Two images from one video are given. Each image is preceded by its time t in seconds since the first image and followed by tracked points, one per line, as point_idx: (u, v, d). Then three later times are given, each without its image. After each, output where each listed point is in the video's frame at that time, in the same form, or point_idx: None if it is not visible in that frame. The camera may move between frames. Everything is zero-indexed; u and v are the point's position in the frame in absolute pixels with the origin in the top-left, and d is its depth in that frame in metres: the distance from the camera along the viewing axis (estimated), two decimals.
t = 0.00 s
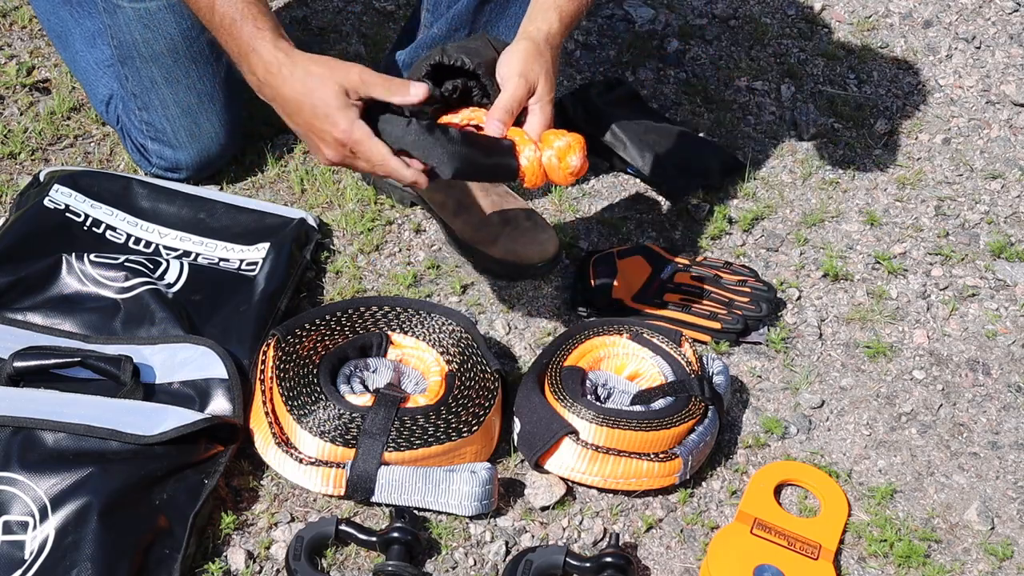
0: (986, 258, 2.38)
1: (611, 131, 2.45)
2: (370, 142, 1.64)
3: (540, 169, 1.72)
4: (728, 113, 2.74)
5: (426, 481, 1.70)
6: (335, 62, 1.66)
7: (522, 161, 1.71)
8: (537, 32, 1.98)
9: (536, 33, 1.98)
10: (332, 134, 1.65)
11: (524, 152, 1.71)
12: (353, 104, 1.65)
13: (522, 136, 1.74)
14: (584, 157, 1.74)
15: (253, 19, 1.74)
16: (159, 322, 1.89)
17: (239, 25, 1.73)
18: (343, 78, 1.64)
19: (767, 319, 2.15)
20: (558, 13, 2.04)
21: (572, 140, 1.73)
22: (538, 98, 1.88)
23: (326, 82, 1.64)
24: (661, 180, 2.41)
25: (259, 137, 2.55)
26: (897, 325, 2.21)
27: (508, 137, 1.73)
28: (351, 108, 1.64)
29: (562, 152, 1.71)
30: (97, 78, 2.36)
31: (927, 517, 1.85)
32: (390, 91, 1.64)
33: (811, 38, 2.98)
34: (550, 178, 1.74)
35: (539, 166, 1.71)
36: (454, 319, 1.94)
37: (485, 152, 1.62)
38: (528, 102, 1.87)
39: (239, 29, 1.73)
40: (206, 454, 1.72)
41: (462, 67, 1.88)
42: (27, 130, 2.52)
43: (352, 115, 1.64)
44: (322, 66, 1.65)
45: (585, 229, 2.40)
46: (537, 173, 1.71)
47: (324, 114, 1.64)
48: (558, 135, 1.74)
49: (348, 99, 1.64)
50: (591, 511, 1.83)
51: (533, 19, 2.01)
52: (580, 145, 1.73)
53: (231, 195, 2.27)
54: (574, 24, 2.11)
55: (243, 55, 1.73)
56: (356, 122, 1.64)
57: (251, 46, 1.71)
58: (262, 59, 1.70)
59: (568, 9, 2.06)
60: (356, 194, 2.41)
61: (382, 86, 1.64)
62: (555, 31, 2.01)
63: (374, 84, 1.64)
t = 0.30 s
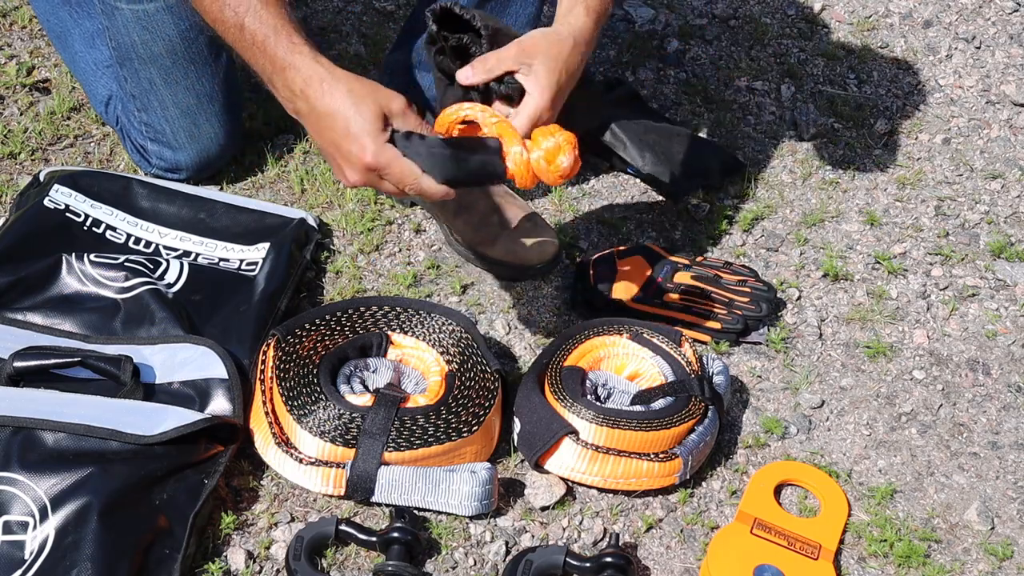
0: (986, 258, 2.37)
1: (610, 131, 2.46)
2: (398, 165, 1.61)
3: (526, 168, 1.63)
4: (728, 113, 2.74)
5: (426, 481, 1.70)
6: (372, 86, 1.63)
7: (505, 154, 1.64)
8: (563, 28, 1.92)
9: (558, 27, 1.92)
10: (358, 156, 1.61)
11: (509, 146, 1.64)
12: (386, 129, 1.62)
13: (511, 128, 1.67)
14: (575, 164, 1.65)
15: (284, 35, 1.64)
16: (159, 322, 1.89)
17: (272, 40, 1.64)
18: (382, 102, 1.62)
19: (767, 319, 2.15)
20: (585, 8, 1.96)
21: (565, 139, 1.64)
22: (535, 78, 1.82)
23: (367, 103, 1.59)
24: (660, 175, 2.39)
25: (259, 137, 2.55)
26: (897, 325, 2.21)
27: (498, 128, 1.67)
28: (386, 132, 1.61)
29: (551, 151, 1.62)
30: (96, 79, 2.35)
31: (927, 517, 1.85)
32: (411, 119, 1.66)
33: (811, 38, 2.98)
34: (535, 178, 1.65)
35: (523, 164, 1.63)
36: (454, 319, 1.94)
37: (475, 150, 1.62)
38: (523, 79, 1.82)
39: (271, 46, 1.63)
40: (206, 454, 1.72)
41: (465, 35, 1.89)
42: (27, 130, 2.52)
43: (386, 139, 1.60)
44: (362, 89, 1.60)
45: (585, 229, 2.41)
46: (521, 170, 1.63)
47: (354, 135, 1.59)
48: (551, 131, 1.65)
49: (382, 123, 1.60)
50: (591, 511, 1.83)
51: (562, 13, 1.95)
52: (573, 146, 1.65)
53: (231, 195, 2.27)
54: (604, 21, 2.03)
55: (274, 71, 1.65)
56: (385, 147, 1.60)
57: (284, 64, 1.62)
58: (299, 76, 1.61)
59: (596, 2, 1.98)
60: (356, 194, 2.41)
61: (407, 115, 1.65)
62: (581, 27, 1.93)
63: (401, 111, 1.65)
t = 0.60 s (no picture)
0: (986, 258, 2.37)
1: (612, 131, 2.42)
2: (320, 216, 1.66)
3: (424, 212, 1.48)
4: (728, 113, 2.74)
5: (426, 481, 1.70)
6: (303, 132, 1.66)
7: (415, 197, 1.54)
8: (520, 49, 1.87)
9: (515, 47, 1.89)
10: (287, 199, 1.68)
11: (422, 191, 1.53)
12: (308, 178, 1.65)
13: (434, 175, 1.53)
14: (480, 232, 1.46)
15: (241, 70, 1.76)
16: (159, 322, 1.89)
17: (224, 76, 1.76)
18: (303, 152, 1.63)
19: (767, 319, 2.14)
20: (547, 36, 1.90)
21: (477, 205, 1.44)
22: (472, 90, 1.85)
23: (289, 151, 1.64)
24: (655, 172, 2.40)
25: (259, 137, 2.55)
26: (897, 325, 2.21)
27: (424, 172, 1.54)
28: (306, 181, 1.65)
29: (448, 222, 1.46)
30: (96, 79, 2.35)
31: (927, 517, 1.85)
32: (336, 164, 1.62)
33: (811, 38, 2.98)
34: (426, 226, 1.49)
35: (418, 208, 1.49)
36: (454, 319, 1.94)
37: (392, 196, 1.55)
38: (466, 90, 1.87)
39: (226, 83, 1.75)
40: (206, 454, 1.72)
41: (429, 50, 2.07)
42: (27, 130, 2.52)
43: (307, 187, 1.65)
44: (288, 138, 1.66)
45: (584, 229, 2.40)
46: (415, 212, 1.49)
47: (280, 181, 1.67)
48: (469, 187, 1.47)
49: (303, 172, 1.64)
50: (591, 511, 1.83)
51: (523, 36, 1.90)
52: (483, 220, 1.45)
53: (231, 195, 2.27)
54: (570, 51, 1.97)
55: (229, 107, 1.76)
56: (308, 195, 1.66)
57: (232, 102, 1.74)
58: (245, 116, 1.72)
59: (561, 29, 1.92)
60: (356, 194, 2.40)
61: (332, 162, 1.62)
62: (536, 53, 1.87)
63: (328, 156, 1.62)
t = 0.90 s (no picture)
0: (986, 258, 2.37)
1: (610, 132, 2.46)
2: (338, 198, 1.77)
3: (403, 216, 1.60)
4: (728, 113, 2.74)
5: (426, 481, 1.70)
6: (327, 113, 1.75)
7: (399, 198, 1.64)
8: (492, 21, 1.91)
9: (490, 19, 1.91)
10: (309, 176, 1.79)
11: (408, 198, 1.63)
12: (326, 158, 1.75)
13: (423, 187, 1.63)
14: (442, 254, 1.58)
15: (278, 50, 1.84)
16: (159, 322, 1.89)
17: (262, 57, 1.84)
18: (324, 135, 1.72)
19: (767, 319, 2.14)
20: (520, 7, 1.96)
21: (443, 231, 1.56)
22: (470, 75, 1.79)
23: (312, 132, 1.75)
24: (653, 172, 2.41)
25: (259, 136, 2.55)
26: (897, 325, 2.21)
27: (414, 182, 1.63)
28: (326, 163, 1.75)
29: (417, 238, 1.58)
30: (96, 79, 2.35)
31: (927, 517, 1.85)
32: (348, 149, 1.70)
33: (811, 38, 2.98)
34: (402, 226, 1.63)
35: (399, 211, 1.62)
36: (454, 319, 1.94)
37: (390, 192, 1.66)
38: (457, 75, 1.79)
39: (263, 63, 1.84)
40: (206, 454, 1.72)
41: (420, 41, 1.82)
42: (27, 130, 2.52)
43: (326, 167, 1.75)
44: (313, 120, 1.75)
45: (584, 229, 2.40)
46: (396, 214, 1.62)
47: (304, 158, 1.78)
48: (444, 209, 1.58)
49: (322, 154, 1.74)
50: (591, 511, 1.83)
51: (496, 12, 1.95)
52: (447, 244, 1.57)
53: (231, 195, 2.27)
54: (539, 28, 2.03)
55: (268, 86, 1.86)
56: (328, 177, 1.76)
57: (268, 81, 1.84)
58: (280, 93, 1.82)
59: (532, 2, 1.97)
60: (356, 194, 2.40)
61: (347, 148, 1.70)
62: (510, 23, 1.92)
63: (343, 141, 1.70)
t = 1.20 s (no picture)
0: (986, 258, 2.37)
1: (610, 131, 2.46)
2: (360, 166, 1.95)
3: (439, 229, 1.71)
4: (728, 113, 2.74)
5: (426, 481, 1.70)
6: (344, 85, 1.87)
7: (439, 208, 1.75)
8: (517, 32, 2.07)
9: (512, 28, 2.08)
10: (337, 144, 1.96)
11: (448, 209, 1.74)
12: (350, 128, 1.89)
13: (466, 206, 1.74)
14: (472, 279, 1.66)
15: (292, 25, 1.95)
16: (159, 322, 1.89)
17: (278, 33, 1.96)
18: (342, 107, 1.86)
19: (767, 319, 2.14)
20: (540, 19, 2.12)
21: (479, 258, 1.64)
22: (512, 92, 1.95)
23: (332, 103, 1.88)
24: (651, 171, 2.40)
25: (259, 136, 2.55)
26: (897, 325, 2.21)
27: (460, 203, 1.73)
28: (350, 133, 1.91)
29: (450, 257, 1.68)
30: (96, 79, 2.35)
31: (927, 517, 1.85)
32: (369, 119, 1.83)
33: (811, 38, 2.98)
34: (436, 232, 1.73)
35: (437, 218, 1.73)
36: (454, 319, 1.94)
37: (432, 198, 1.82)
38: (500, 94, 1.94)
39: (279, 40, 1.96)
40: (206, 454, 1.72)
41: (458, 60, 1.90)
42: (27, 130, 2.52)
43: (349, 138, 1.92)
44: (331, 92, 1.88)
45: (585, 229, 2.40)
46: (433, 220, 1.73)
47: (330, 129, 1.93)
48: (486, 238, 1.66)
49: (345, 126, 1.90)
50: (591, 511, 1.83)
51: (515, 22, 2.10)
52: (479, 272, 1.65)
53: (231, 195, 2.27)
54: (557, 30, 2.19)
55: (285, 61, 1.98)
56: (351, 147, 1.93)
57: (286, 55, 1.96)
58: (299, 69, 1.94)
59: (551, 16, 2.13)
60: (356, 193, 2.40)
61: (368, 120, 1.83)
62: (533, 33, 2.09)
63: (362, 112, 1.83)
